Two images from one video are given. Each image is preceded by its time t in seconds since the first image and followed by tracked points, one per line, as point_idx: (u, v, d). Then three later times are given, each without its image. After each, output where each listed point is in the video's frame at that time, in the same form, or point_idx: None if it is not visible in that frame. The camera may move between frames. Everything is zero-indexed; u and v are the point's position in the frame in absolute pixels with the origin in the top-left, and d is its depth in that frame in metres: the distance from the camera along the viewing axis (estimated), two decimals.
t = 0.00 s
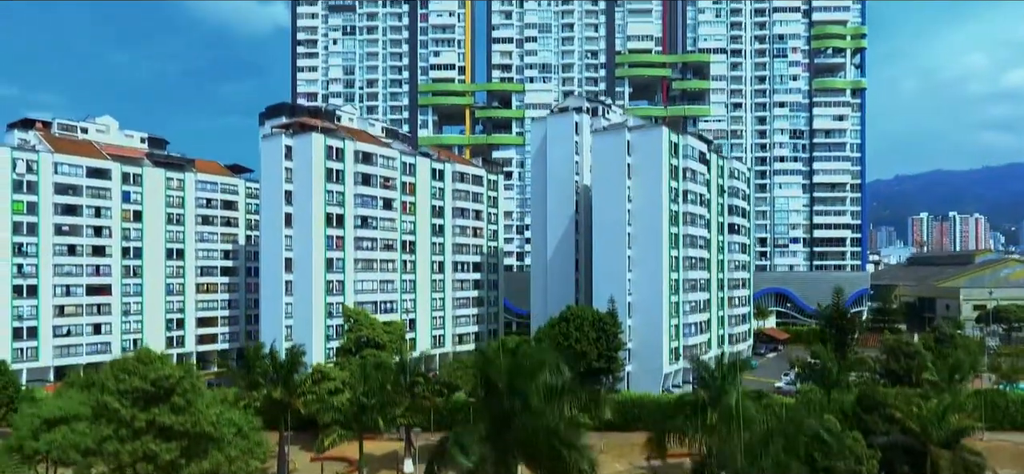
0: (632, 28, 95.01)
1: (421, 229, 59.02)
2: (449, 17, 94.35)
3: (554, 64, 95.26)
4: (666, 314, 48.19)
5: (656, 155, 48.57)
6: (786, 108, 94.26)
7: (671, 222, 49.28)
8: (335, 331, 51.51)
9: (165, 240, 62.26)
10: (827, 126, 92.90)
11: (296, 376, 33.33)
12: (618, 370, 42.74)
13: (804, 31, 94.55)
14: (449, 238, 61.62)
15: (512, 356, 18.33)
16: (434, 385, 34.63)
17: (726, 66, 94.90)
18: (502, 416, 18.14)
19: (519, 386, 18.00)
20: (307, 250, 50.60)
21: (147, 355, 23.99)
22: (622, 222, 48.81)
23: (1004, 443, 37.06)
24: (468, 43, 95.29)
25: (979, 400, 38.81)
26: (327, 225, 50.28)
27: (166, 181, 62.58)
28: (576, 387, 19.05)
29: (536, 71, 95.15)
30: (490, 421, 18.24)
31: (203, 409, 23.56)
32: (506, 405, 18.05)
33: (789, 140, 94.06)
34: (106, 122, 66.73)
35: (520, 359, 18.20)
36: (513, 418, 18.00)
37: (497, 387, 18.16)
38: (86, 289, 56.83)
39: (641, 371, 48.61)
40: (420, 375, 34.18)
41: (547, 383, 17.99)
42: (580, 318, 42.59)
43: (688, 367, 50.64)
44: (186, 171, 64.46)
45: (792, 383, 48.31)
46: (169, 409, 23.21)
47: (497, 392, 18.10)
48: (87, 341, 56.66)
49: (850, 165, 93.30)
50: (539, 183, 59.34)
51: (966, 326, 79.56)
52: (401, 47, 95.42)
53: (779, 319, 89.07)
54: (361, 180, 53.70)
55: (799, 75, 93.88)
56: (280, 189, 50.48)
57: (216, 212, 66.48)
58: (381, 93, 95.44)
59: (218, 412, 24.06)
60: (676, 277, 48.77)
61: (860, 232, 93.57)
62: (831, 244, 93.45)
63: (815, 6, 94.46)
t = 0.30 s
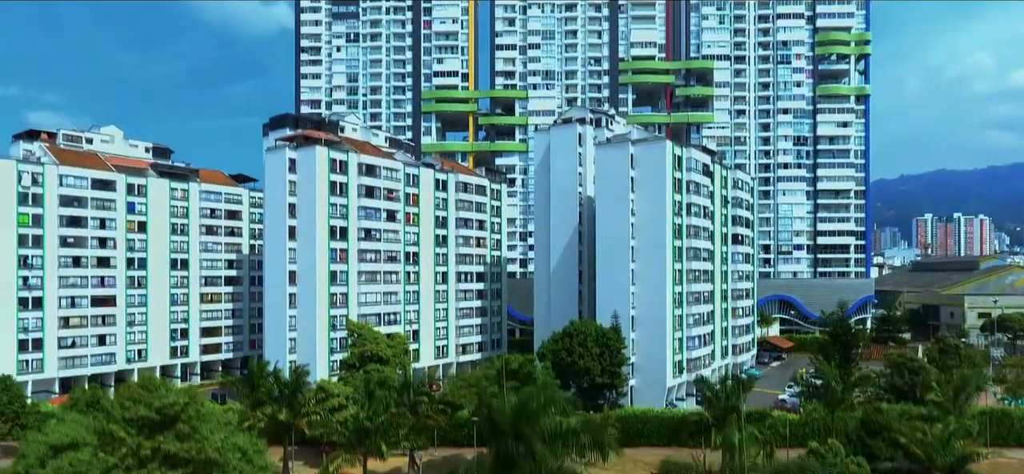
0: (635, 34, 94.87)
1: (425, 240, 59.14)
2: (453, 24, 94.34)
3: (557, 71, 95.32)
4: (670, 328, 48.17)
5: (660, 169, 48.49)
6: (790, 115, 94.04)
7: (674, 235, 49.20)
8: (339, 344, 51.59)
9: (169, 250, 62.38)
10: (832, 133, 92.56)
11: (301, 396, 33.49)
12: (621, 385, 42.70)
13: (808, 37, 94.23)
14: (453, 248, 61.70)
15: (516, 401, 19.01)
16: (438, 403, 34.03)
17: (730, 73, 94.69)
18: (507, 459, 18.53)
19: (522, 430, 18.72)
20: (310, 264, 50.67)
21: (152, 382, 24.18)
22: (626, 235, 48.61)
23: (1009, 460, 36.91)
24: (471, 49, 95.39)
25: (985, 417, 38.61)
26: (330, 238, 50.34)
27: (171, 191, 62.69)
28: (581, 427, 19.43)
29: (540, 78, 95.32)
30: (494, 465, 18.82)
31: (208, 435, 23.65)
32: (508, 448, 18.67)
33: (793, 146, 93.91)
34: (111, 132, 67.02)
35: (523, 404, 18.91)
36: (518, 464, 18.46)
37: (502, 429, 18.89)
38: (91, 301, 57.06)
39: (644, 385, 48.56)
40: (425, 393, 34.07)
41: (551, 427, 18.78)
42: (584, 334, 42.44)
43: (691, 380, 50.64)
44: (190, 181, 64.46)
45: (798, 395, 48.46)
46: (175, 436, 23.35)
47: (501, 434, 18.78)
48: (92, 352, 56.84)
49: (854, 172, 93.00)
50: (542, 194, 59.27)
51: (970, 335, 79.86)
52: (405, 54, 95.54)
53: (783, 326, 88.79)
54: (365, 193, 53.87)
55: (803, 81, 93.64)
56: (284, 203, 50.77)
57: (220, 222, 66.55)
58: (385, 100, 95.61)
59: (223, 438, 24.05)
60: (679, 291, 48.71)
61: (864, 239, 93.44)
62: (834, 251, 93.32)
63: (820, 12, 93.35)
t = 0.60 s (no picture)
0: (639, 41, 94.68)
1: (428, 251, 59.15)
2: (456, 30, 94.11)
3: (560, 77, 95.24)
4: (674, 342, 48.14)
5: (663, 183, 48.46)
6: (794, 122, 93.77)
7: (678, 248, 49.17)
8: (342, 356, 51.69)
9: (174, 260, 62.52)
10: (835, 139, 92.38)
11: (304, 416, 33.43)
12: (625, 401, 42.53)
13: (812, 44, 93.90)
14: (456, 259, 61.71)
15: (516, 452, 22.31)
16: (441, 423, 35.15)
17: (733, 79, 94.45)
18: None
19: None
20: (314, 276, 50.75)
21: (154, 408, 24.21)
22: (629, 249, 48.63)
23: None
24: (474, 56, 95.37)
25: (991, 436, 38.31)
26: (334, 251, 50.52)
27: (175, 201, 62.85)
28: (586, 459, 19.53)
29: (543, 85, 95.25)
30: None
31: (212, 463, 23.68)
32: None
33: (797, 153, 93.62)
34: (116, 142, 67.09)
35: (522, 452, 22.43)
36: None
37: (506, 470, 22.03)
38: (96, 312, 57.24)
39: (648, 399, 48.44)
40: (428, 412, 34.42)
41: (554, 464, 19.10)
42: (588, 349, 42.47)
43: (695, 393, 50.57)
44: (194, 192, 64.60)
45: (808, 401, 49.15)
46: (179, 463, 23.42)
47: None
48: (96, 363, 56.99)
49: (858, 178, 92.76)
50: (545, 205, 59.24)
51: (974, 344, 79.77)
52: (408, 61, 95.57)
53: (787, 333, 88.49)
54: (368, 205, 53.97)
55: (807, 88, 93.39)
56: (288, 216, 50.91)
57: (224, 231, 66.63)
58: (388, 107, 95.65)
59: (227, 462, 24.30)
60: (682, 305, 48.66)
61: (868, 245, 93.10)
62: (837, 257, 93.09)
63: (823, 18, 93.11)
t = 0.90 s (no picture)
0: (642, 48, 94.54)
1: (432, 262, 59.13)
2: (459, 38, 94.32)
3: (563, 84, 95.21)
4: (678, 356, 48.02)
5: (667, 197, 48.32)
6: (798, 129, 93.54)
7: (682, 262, 49.03)
8: (346, 370, 51.72)
9: (178, 271, 62.63)
10: (840, 146, 92.05)
11: (309, 437, 33.66)
12: (629, 417, 42.45)
13: (816, 50, 93.64)
14: (460, 269, 61.66)
15: None
16: (445, 442, 34.34)
17: (737, 86, 94.27)
18: None
19: None
20: (317, 289, 50.84)
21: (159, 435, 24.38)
22: (633, 263, 48.58)
23: None
24: (478, 63, 95.35)
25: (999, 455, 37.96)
26: (337, 264, 50.54)
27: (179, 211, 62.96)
28: None
29: (546, 92, 95.18)
30: None
31: None
32: None
33: (801, 160, 93.44)
34: (120, 152, 67.28)
35: None
36: None
37: None
38: (100, 324, 57.38)
39: (652, 413, 48.30)
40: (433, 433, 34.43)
41: None
42: (591, 365, 42.41)
43: (699, 407, 50.44)
44: (198, 202, 64.69)
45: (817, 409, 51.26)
46: None
47: None
48: (101, 374, 57.11)
49: (863, 185, 92.47)
50: (549, 216, 59.13)
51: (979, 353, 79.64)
52: (411, 68, 95.60)
53: (791, 341, 88.32)
54: (372, 218, 53.99)
55: (811, 95, 93.10)
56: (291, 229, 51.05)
57: (228, 241, 66.73)
58: (392, 114, 95.68)
59: None
60: (686, 319, 48.53)
61: (873, 252, 92.71)
62: (842, 265, 92.75)
63: (828, 25, 92.80)
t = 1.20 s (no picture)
0: (645, 54, 94.23)
1: (435, 273, 59.09)
2: (462, 44, 94.42)
3: (566, 91, 95.20)
4: (682, 369, 47.81)
5: (671, 210, 48.21)
6: (801, 135, 93.28)
7: (686, 275, 48.83)
8: (349, 382, 51.73)
9: (181, 280, 62.74)
10: (844, 153, 91.73)
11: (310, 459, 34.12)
12: (633, 433, 42.41)
13: (820, 57, 93.36)
14: (463, 279, 61.61)
15: None
16: (448, 462, 34.26)
17: (741, 93, 94.04)
18: None
19: None
20: (320, 303, 50.93)
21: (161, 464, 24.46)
22: (637, 276, 48.32)
23: None
24: (481, 69, 95.32)
25: None
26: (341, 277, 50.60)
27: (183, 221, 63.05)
28: None
29: (549, 98, 95.18)
30: None
31: None
32: None
33: (805, 167, 93.14)
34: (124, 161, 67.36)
35: None
36: None
37: None
38: (105, 335, 57.53)
39: (656, 427, 48.10)
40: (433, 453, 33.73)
41: None
42: (594, 383, 42.29)
43: (703, 420, 50.21)
44: (202, 212, 64.71)
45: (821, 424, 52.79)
46: None
47: None
48: (105, 385, 57.22)
49: (867, 192, 92.21)
50: (552, 226, 59.01)
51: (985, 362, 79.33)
52: (414, 75, 95.58)
53: (794, 348, 88.16)
54: (375, 230, 53.99)
55: (815, 101, 92.83)
56: (295, 241, 51.10)
57: (232, 251, 66.76)
58: (395, 121, 95.66)
59: None
60: (691, 333, 48.33)
61: (877, 259, 92.37)
62: (846, 272, 92.28)
63: (832, 31, 92.48)
